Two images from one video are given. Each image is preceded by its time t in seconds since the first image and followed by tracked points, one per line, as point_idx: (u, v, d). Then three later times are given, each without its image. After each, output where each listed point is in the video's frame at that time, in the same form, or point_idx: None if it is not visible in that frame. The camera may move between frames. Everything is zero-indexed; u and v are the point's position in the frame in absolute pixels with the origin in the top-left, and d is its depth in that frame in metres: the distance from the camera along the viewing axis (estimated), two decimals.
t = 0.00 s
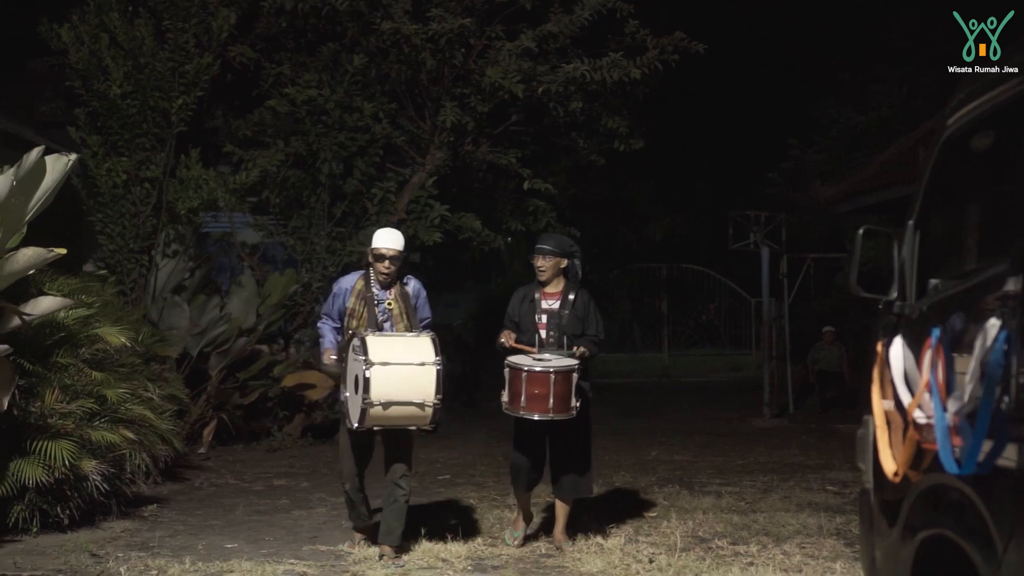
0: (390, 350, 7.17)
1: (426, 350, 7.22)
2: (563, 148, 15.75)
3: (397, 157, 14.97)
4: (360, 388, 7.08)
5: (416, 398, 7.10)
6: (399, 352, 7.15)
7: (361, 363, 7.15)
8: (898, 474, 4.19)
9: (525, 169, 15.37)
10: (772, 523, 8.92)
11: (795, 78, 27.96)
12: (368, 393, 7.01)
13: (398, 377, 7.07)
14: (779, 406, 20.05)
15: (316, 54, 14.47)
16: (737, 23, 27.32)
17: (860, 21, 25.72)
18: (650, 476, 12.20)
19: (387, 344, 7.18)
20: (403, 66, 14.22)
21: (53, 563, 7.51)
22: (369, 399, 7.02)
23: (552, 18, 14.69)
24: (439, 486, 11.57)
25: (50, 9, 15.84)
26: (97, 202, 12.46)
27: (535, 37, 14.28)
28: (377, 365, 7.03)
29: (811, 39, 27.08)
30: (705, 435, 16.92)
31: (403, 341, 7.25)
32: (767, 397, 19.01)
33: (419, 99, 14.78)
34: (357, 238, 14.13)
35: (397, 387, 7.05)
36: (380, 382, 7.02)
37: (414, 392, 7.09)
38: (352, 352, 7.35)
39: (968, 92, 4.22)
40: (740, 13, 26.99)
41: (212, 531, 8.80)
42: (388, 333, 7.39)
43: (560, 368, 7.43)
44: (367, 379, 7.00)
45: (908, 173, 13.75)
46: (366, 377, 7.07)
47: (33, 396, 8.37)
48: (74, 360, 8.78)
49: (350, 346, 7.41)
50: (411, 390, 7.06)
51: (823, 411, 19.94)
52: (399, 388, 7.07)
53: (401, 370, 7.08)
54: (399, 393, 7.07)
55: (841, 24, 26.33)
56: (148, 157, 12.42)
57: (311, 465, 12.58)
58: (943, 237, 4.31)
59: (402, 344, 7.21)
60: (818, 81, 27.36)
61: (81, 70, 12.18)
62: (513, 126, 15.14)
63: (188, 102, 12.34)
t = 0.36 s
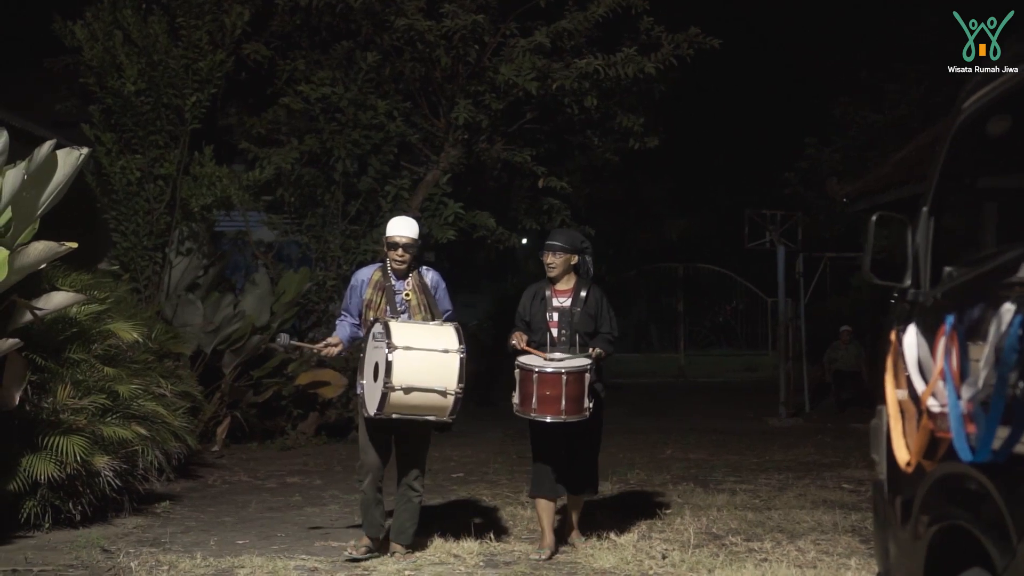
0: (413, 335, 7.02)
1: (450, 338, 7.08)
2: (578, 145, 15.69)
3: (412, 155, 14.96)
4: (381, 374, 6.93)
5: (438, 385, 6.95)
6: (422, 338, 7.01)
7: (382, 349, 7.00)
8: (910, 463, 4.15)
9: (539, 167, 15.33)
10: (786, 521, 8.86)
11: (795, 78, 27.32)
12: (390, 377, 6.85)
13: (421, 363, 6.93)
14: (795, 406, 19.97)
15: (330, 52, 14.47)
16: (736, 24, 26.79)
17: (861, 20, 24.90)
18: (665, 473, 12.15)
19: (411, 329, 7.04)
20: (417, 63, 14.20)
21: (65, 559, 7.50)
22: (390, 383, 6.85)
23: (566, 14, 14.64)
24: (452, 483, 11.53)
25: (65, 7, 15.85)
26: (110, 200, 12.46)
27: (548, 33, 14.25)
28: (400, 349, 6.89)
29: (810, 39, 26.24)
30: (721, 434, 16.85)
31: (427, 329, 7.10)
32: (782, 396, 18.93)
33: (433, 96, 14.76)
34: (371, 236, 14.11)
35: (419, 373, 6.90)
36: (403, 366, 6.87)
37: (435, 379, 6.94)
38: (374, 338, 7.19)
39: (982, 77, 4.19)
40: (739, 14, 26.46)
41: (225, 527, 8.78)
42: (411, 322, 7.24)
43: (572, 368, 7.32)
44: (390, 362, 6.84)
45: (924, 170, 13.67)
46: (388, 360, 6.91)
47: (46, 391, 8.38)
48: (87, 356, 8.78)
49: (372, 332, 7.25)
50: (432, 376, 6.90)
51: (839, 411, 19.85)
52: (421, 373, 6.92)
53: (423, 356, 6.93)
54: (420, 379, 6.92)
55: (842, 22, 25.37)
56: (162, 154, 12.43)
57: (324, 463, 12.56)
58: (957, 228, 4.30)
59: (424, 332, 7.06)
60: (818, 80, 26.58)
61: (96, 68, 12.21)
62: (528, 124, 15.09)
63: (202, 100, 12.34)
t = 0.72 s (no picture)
0: (414, 333, 6.89)
1: (450, 335, 6.96)
2: (581, 142, 15.63)
3: (416, 152, 14.93)
4: (382, 372, 6.79)
5: (439, 384, 6.84)
6: (423, 336, 6.88)
7: (382, 346, 6.86)
8: (908, 451, 4.12)
9: (544, 164, 15.28)
10: (789, 516, 8.81)
11: (799, 77, 27.39)
12: (391, 377, 6.72)
13: (422, 361, 6.80)
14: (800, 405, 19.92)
15: (333, 49, 14.44)
16: (739, 23, 26.83)
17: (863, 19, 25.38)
18: (668, 470, 12.10)
19: (412, 327, 6.90)
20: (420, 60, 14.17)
21: (64, 554, 7.48)
22: (391, 383, 6.72)
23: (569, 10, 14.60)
24: (455, 481, 11.49)
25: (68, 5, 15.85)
26: (113, 196, 12.46)
27: (551, 30, 14.20)
28: (400, 348, 6.75)
29: (814, 38, 26.55)
30: (726, 432, 16.80)
31: (428, 326, 6.97)
32: (788, 395, 18.88)
33: (437, 94, 14.73)
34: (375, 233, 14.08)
35: (420, 372, 6.78)
36: (404, 365, 6.74)
37: (436, 378, 6.82)
38: (373, 335, 7.03)
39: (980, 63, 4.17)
40: (742, 13, 26.58)
41: (225, 523, 8.76)
42: (410, 317, 7.10)
43: (574, 360, 7.14)
44: (391, 362, 6.71)
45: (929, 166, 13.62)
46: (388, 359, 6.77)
47: (45, 386, 8.37)
48: (87, 351, 8.77)
49: (370, 329, 7.12)
50: (434, 376, 6.79)
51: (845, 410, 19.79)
52: (422, 373, 6.79)
53: (424, 355, 6.80)
54: (421, 377, 6.79)
55: (846, 21, 25.73)
56: (164, 151, 12.41)
57: (327, 460, 12.53)
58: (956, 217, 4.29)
59: (425, 329, 6.93)
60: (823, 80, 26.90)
61: (97, 64, 12.22)
62: (532, 122, 15.04)
63: (204, 96, 12.32)
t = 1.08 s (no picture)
0: (411, 331, 6.55)
1: (448, 332, 6.64)
2: (590, 138, 15.56)
3: (424, 147, 14.90)
4: (381, 373, 6.44)
5: (441, 382, 6.53)
6: (421, 334, 6.55)
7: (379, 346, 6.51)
8: (912, 437, 4.07)
9: (553, 159, 15.22)
10: (796, 509, 8.77)
11: (802, 77, 27.14)
12: (391, 378, 6.38)
13: (421, 361, 6.47)
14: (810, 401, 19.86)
15: (341, 43, 14.40)
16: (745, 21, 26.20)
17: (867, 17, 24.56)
18: (677, 465, 12.08)
19: (409, 325, 6.57)
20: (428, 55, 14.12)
21: (68, 546, 7.46)
22: (392, 385, 6.38)
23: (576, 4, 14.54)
24: (462, 475, 11.48)
25: None
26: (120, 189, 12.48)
27: (559, 23, 14.14)
28: (400, 348, 6.40)
29: (817, 37, 25.98)
30: (735, 427, 16.75)
31: (425, 322, 6.64)
32: (798, 391, 18.82)
33: (444, 88, 14.68)
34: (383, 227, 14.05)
35: (420, 371, 6.46)
36: (404, 366, 6.40)
37: (437, 376, 6.50)
38: (367, 335, 6.68)
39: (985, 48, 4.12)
40: (746, 13, 25.58)
41: (230, 515, 8.74)
42: (406, 314, 6.73)
43: (586, 350, 6.82)
44: (391, 363, 6.37)
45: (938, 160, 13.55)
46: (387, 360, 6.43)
47: (51, 377, 8.36)
48: (92, 343, 8.76)
49: (362, 328, 6.75)
50: (436, 374, 6.48)
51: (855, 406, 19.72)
52: (423, 372, 6.46)
53: (425, 353, 6.48)
54: (422, 377, 6.47)
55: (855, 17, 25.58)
56: (171, 144, 12.41)
57: (334, 454, 12.52)
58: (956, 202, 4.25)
59: (422, 326, 6.60)
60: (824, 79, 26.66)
61: (104, 58, 12.22)
62: (540, 116, 14.93)
63: (211, 90, 12.30)
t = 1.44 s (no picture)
0: (394, 324, 6.44)
1: (433, 323, 6.50)
2: (601, 135, 15.51)
3: (435, 144, 14.88)
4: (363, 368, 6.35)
5: (426, 376, 6.41)
6: (405, 326, 6.44)
7: (362, 341, 6.41)
8: (920, 427, 4.03)
9: (564, 156, 15.19)
10: (806, 506, 8.73)
11: (804, 75, 27.26)
12: (373, 374, 6.28)
13: (405, 354, 6.35)
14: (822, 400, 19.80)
15: (352, 41, 14.39)
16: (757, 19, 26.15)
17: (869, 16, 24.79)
18: (687, 462, 12.04)
19: (393, 317, 6.45)
20: (439, 52, 14.10)
21: (75, 540, 7.46)
22: (374, 380, 6.28)
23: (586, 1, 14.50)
24: (473, 472, 11.45)
25: None
26: (130, 186, 12.46)
27: (570, 20, 14.11)
28: (381, 342, 6.30)
29: (819, 37, 26.34)
30: (746, 426, 16.70)
31: (409, 314, 6.51)
32: (810, 390, 18.77)
33: (455, 85, 14.65)
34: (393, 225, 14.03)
35: (404, 365, 6.34)
36: (387, 359, 6.29)
37: (423, 368, 6.39)
38: (351, 328, 6.59)
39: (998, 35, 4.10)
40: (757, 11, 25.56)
41: (239, 510, 8.75)
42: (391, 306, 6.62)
43: (599, 350, 6.70)
44: (371, 358, 6.27)
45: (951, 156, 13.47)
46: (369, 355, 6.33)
47: (59, 372, 8.39)
48: (101, 338, 8.77)
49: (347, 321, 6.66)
50: (420, 368, 6.36)
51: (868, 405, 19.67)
52: (406, 365, 6.35)
53: (409, 346, 6.36)
54: (407, 369, 6.36)
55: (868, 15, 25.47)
56: (181, 141, 12.40)
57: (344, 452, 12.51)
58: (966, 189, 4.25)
59: (407, 318, 6.48)
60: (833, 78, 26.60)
61: (115, 54, 12.25)
62: (551, 114, 14.88)
63: (221, 86, 12.30)
